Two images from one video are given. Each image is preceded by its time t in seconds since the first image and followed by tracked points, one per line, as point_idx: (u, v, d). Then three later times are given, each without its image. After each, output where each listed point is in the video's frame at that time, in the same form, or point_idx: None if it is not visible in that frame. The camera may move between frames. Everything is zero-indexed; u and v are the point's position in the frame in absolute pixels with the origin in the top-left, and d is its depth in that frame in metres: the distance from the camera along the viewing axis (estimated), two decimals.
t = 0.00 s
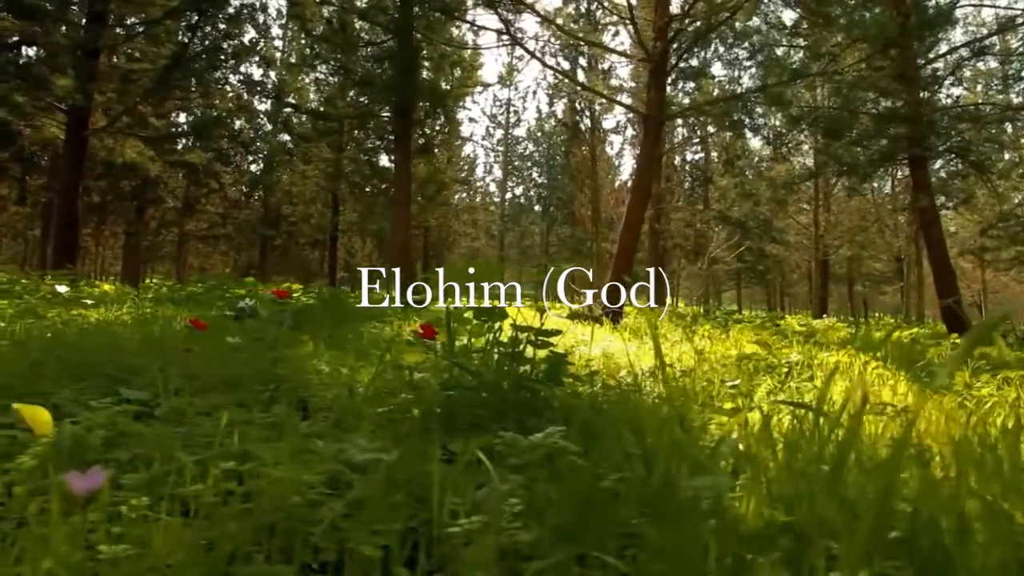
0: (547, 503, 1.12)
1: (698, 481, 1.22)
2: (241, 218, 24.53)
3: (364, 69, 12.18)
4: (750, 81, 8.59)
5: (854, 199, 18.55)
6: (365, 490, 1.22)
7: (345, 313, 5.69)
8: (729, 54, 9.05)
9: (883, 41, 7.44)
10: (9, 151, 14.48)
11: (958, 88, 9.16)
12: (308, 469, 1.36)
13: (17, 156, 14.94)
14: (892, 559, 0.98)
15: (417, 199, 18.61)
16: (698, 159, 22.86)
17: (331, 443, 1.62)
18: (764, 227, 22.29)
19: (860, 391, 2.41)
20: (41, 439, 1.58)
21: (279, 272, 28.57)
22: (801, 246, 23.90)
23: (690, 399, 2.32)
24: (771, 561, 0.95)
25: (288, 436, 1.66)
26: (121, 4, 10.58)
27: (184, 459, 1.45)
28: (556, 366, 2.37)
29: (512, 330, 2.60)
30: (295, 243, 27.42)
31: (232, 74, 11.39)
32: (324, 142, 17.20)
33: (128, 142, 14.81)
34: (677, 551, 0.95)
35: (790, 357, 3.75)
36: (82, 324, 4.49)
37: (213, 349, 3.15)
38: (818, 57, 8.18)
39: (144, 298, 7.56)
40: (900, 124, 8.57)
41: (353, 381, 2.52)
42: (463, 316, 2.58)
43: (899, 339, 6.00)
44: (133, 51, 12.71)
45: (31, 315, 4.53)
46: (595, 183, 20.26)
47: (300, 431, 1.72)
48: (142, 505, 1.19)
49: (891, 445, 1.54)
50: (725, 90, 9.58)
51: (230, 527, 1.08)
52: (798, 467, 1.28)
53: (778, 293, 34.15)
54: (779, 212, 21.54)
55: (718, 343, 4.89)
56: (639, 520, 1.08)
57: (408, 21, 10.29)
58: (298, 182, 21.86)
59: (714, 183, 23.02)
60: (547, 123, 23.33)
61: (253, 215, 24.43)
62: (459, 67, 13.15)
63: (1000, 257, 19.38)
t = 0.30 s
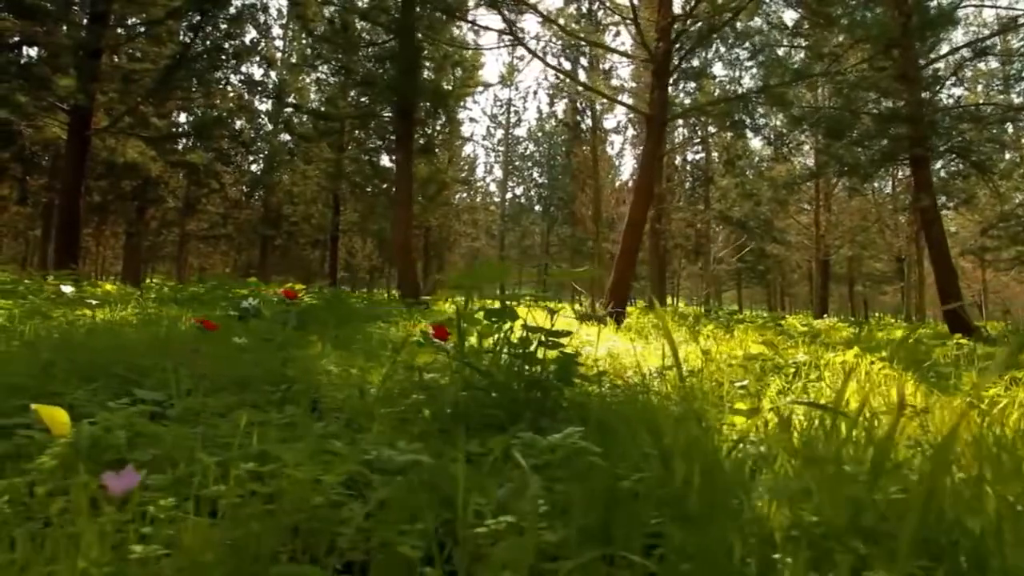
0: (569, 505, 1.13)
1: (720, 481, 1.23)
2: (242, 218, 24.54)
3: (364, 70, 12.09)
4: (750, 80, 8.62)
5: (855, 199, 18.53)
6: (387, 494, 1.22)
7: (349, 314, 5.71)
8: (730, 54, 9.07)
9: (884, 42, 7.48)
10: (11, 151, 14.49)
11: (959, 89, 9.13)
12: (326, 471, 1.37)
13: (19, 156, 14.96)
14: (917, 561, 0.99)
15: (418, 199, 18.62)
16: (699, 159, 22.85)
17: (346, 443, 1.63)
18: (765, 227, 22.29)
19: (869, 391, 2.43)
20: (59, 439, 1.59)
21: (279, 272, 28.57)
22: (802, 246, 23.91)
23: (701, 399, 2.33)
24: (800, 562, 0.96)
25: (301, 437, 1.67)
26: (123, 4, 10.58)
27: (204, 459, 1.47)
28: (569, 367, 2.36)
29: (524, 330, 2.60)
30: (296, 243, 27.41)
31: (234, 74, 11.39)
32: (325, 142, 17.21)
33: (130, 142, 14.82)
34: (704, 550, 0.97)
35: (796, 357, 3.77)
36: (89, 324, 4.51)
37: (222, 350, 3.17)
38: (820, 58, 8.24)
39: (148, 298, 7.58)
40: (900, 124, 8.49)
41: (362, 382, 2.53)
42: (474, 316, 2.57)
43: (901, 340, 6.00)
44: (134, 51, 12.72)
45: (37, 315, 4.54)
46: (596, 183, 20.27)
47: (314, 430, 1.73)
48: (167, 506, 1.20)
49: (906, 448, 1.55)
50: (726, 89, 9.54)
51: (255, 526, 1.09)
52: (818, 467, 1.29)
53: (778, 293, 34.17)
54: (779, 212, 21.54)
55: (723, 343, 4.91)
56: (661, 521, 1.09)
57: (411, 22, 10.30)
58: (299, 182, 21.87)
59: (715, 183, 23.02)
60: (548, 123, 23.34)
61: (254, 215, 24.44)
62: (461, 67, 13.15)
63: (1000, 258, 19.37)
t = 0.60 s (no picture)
0: (599, 507, 1.13)
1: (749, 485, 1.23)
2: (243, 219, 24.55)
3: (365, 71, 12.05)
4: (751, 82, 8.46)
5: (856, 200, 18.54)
6: (413, 494, 1.22)
7: (355, 315, 5.73)
8: (731, 54, 9.08)
9: (886, 42, 7.48)
10: (13, 151, 14.50)
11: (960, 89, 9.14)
12: (350, 472, 1.37)
13: (21, 157, 14.95)
14: (949, 562, 1.00)
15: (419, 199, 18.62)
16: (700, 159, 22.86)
17: (366, 444, 1.63)
18: (765, 227, 22.30)
19: (881, 391, 2.44)
20: (79, 441, 1.60)
21: (280, 272, 28.58)
22: (803, 246, 23.91)
23: (715, 400, 2.33)
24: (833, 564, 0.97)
25: (320, 439, 1.67)
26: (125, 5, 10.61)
27: (227, 461, 1.47)
28: (581, 368, 2.35)
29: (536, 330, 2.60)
30: (297, 243, 27.43)
31: (235, 75, 11.38)
32: (326, 142, 17.22)
33: (132, 142, 14.81)
34: (739, 550, 0.97)
35: (803, 357, 3.78)
36: (96, 324, 4.51)
37: (233, 350, 3.18)
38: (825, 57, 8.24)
39: (151, 298, 7.60)
40: (902, 124, 8.57)
41: (375, 383, 2.53)
42: (486, 317, 2.57)
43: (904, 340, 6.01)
44: (136, 52, 12.73)
45: (44, 316, 4.55)
46: (597, 183, 20.28)
47: (333, 431, 1.74)
48: (195, 507, 1.21)
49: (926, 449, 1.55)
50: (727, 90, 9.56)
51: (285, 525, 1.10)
52: (842, 469, 1.30)
53: (779, 293, 34.18)
54: (780, 213, 21.53)
55: (727, 343, 4.92)
56: (692, 523, 1.09)
57: (413, 22, 10.31)
58: (300, 182, 21.88)
59: (716, 183, 23.02)
60: (549, 123, 23.36)
61: (255, 215, 24.44)
62: (462, 67, 13.16)
63: (1001, 257, 19.39)
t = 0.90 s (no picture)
0: (623, 509, 1.13)
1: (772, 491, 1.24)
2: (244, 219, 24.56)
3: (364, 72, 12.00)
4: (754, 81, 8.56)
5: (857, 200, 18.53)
6: (439, 493, 1.23)
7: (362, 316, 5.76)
8: (732, 54, 9.07)
9: (890, 42, 7.31)
10: (14, 151, 14.51)
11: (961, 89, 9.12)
12: (372, 473, 1.38)
13: (22, 156, 14.98)
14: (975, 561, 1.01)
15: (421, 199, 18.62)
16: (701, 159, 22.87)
17: (383, 445, 1.64)
18: (767, 227, 22.30)
19: (889, 390, 2.46)
20: (97, 441, 1.61)
21: (281, 272, 28.60)
22: (803, 246, 23.93)
23: (727, 400, 2.36)
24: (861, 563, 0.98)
25: (337, 440, 1.67)
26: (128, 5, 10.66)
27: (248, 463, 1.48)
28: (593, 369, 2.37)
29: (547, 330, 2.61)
30: (298, 243, 27.44)
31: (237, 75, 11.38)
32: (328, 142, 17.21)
33: (135, 142, 14.83)
34: (767, 549, 0.98)
35: (809, 358, 3.80)
36: (104, 324, 4.52)
37: (241, 351, 3.19)
38: (831, 58, 8.32)
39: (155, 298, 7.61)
40: (904, 124, 8.48)
41: (386, 385, 2.54)
42: (498, 318, 2.57)
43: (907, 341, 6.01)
44: (137, 52, 12.75)
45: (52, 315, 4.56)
46: (599, 183, 20.28)
47: (349, 432, 1.74)
48: (223, 507, 1.22)
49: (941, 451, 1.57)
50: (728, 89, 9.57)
51: (311, 527, 1.10)
52: (862, 469, 1.31)
53: (779, 293, 34.18)
54: (781, 213, 21.51)
55: (732, 343, 4.94)
56: (717, 523, 1.10)
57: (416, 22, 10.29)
58: (301, 181, 21.88)
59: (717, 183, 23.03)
60: (550, 123, 23.36)
61: (256, 215, 24.45)
62: (463, 67, 13.15)
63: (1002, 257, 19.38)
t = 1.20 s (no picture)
0: (647, 512, 1.14)
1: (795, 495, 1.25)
2: (245, 218, 24.58)
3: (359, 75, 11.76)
4: (755, 80, 8.92)
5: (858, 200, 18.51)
6: (464, 493, 1.24)
7: (366, 317, 5.77)
8: (733, 54, 9.10)
9: (895, 44, 7.21)
10: (16, 151, 14.52)
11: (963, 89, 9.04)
12: (393, 474, 1.39)
13: (24, 156, 14.98)
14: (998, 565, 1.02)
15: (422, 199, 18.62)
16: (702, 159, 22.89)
17: (400, 445, 1.64)
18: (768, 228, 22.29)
19: (899, 391, 2.48)
20: (115, 441, 1.62)
21: (282, 272, 28.60)
22: (804, 247, 23.90)
23: (736, 400, 2.37)
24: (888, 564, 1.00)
25: (354, 441, 1.69)
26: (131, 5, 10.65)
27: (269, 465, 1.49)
28: (603, 370, 2.38)
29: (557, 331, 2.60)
30: (299, 243, 27.45)
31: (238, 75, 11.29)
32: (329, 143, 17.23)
33: (136, 142, 14.83)
34: (795, 552, 0.99)
35: (816, 358, 3.81)
36: (110, 324, 4.53)
37: (249, 351, 3.18)
38: (834, 60, 8.36)
39: (159, 298, 7.61)
40: (908, 125, 8.14)
41: (396, 385, 2.55)
42: (508, 320, 2.56)
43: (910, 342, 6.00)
44: (139, 52, 12.76)
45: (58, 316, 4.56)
46: (600, 183, 20.28)
47: (364, 432, 1.75)
48: (248, 508, 1.23)
49: (955, 451, 1.58)
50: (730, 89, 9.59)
51: (338, 529, 1.11)
52: (880, 472, 1.33)
53: (780, 294, 34.17)
54: (782, 213, 21.49)
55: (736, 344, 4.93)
56: (742, 524, 1.11)
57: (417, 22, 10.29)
58: (301, 181, 21.89)
59: (718, 183, 23.04)
60: (550, 123, 23.36)
61: (257, 215, 24.42)
62: (464, 67, 13.14)
63: (1003, 257, 19.38)
